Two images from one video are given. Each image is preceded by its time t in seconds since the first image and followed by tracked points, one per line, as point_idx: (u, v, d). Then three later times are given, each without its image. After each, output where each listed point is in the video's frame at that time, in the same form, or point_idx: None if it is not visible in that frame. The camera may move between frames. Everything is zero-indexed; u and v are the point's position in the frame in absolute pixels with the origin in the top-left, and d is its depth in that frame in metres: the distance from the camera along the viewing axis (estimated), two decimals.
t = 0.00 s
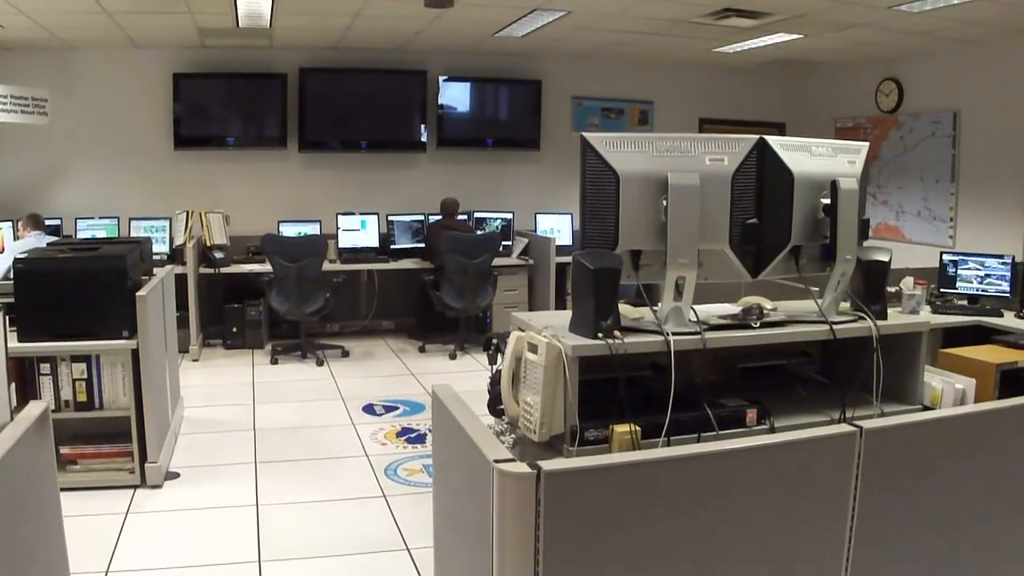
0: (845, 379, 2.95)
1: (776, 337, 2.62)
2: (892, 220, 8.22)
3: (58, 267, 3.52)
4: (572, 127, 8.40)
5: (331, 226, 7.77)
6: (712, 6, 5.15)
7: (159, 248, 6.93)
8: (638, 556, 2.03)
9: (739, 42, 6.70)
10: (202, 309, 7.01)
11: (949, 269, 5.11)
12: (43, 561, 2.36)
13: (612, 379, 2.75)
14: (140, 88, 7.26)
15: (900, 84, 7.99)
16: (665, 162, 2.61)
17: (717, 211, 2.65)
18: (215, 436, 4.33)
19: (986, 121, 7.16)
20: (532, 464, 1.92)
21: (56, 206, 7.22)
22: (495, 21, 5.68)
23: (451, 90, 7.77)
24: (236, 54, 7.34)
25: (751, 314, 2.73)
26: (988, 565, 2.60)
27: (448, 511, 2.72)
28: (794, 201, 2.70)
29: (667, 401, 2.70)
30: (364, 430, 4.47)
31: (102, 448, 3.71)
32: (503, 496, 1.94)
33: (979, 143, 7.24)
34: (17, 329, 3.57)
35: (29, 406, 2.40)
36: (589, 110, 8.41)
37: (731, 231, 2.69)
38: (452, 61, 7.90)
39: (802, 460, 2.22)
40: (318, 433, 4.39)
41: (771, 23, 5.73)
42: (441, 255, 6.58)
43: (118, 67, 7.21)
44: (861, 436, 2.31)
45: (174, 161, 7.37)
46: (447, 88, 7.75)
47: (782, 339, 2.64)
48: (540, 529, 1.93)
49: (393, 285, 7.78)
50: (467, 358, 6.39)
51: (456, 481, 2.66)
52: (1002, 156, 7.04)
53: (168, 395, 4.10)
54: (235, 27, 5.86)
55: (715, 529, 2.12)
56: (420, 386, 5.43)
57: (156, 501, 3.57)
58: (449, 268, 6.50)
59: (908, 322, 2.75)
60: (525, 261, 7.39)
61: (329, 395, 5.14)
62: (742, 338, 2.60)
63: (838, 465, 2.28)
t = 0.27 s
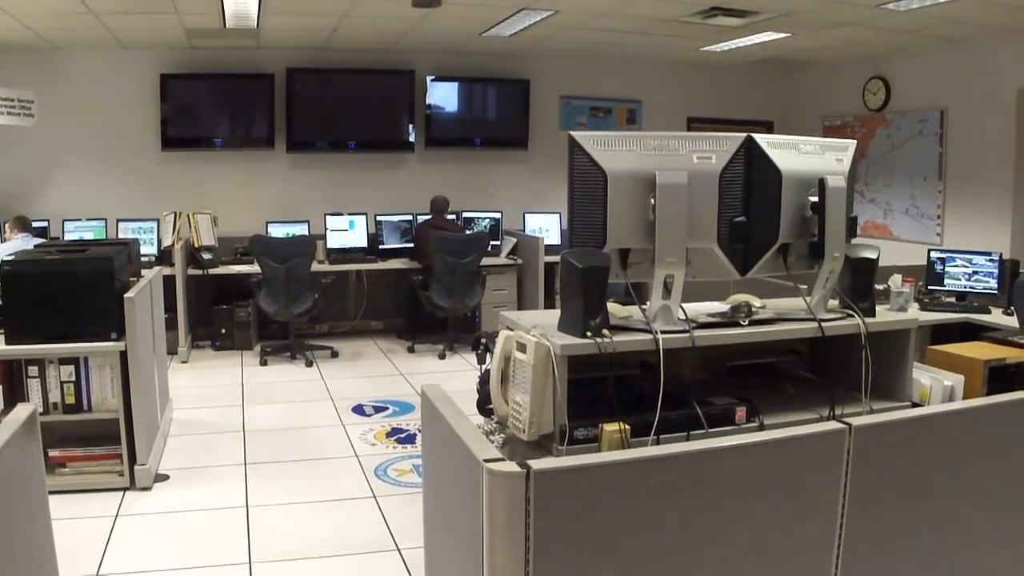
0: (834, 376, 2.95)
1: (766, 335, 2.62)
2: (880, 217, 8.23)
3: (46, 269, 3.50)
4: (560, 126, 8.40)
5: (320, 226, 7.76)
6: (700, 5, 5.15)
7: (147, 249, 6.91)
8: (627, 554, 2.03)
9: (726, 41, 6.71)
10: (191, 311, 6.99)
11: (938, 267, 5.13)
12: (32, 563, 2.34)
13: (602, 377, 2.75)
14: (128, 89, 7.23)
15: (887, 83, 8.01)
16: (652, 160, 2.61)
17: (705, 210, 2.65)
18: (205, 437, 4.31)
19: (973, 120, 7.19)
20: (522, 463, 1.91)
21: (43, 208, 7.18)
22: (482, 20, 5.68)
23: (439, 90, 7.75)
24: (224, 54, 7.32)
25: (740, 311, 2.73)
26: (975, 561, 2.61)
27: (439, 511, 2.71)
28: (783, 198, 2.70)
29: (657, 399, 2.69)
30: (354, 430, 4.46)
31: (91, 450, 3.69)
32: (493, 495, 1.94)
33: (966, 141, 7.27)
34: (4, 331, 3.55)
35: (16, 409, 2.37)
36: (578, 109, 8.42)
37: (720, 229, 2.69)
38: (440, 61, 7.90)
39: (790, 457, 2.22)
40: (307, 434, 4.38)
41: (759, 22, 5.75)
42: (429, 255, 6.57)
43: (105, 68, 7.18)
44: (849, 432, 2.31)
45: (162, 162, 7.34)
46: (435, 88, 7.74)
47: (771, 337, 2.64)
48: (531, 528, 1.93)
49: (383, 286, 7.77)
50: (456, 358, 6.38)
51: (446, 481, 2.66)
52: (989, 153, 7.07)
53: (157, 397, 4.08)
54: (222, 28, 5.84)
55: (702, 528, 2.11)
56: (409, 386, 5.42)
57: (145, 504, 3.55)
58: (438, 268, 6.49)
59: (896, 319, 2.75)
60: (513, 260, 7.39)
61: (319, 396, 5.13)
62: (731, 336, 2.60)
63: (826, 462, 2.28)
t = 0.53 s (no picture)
0: (825, 375, 2.95)
1: (757, 333, 2.62)
2: (872, 217, 8.25)
3: (37, 266, 3.49)
4: (553, 125, 8.40)
5: (312, 225, 7.75)
6: (692, 5, 5.16)
7: (138, 247, 6.89)
8: (618, 552, 2.02)
9: (718, 40, 6.71)
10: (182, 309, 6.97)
11: (929, 266, 5.14)
12: (19, 562, 2.33)
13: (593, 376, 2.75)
14: (119, 86, 7.21)
15: (880, 83, 8.03)
16: (644, 159, 2.60)
17: (696, 208, 2.65)
18: (195, 435, 4.30)
19: (964, 120, 7.20)
20: (512, 462, 1.91)
21: (34, 205, 7.15)
22: (473, 19, 5.67)
23: (431, 89, 7.77)
24: (216, 52, 7.30)
25: (731, 310, 2.73)
26: (964, 560, 2.60)
27: (429, 509, 2.71)
28: (774, 197, 2.70)
29: (648, 397, 2.69)
30: (345, 429, 4.45)
31: (81, 449, 3.69)
32: (483, 494, 1.94)
33: (957, 141, 7.29)
34: None
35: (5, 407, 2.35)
36: (570, 108, 8.42)
37: (711, 227, 2.69)
38: (433, 59, 7.89)
39: (779, 456, 2.22)
40: (298, 433, 4.37)
41: (752, 22, 5.75)
42: (420, 254, 6.56)
43: (96, 66, 7.16)
44: (840, 431, 2.31)
45: (154, 160, 7.32)
46: (428, 87, 7.74)
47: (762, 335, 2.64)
48: (522, 526, 1.92)
49: (376, 284, 7.76)
50: (448, 357, 6.38)
51: (437, 480, 2.66)
52: (981, 154, 7.08)
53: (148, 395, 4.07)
54: (214, 25, 5.83)
55: (689, 526, 2.11)
56: (400, 384, 5.41)
57: (135, 502, 3.54)
58: (429, 266, 6.48)
59: (887, 318, 2.75)
60: (505, 259, 7.39)
61: (310, 394, 5.11)
62: (723, 334, 2.60)
63: (815, 460, 2.28)
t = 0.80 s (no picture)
0: (816, 372, 2.95)
1: (748, 331, 2.61)
2: (862, 214, 8.26)
3: (27, 268, 3.48)
4: (542, 123, 8.40)
5: (304, 225, 7.74)
6: (683, 2, 5.15)
7: (129, 249, 6.87)
8: (609, 551, 2.02)
9: (707, 37, 6.72)
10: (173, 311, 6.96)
11: (920, 262, 5.15)
12: (9, 566, 2.32)
13: (584, 374, 2.75)
14: (109, 88, 7.19)
15: (870, 80, 8.04)
16: (633, 156, 2.60)
17: (686, 206, 2.64)
18: (187, 437, 4.29)
19: (955, 116, 7.21)
20: (504, 462, 1.90)
21: (24, 207, 7.13)
22: (463, 18, 5.67)
23: (422, 88, 7.74)
24: (206, 53, 7.29)
25: (721, 308, 2.73)
26: (954, 556, 2.60)
27: (423, 510, 2.71)
28: (765, 194, 2.70)
29: (639, 396, 2.69)
30: (338, 429, 4.44)
31: (73, 452, 3.67)
32: (475, 495, 1.93)
33: (948, 138, 7.30)
34: None
35: None
36: (560, 106, 8.42)
37: (701, 225, 2.68)
38: (424, 59, 7.89)
39: (769, 454, 2.21)
40: (291, 434, 4.36)
41: (743, 19, 5.75)
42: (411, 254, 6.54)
43: (86, 67, 7.14)
44: (831, 428, 2.31)
45: (144, 161, 7.31)
46: (418, 86, 7.72)
47: (753, 333, 2.64)
48: (513, 526, 1.92)
49: (367, 284, 7.76)
50: (440, 356, 6.38)
51: (429, 480, 2.66)
52: (973, 150, 7.09)
53: (140, 397, 4.06)
54: (203, 26, 5.81)
55: (678, 526, 2.10)
56: (392, 384, 5.41)
57: (129, 504, 3.53)
58: (421, 266, 6.47)
59: (878, 315, 2.75)
60: (495, 258, 7.39)
61: (303, 395, 5.10)
62: (714, 332, 2.60)
63: (806, 457, 2.28)
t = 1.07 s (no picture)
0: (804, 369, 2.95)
1: (736, 328, 2.61)
2: (851, 212, 8.29)
3: (13, 266, 3.47)
4: (531, 120, 8.40)
5: (291, 222, 7.72)
6: None
7: (116, 246, 6.84)
8: (595, 548, 2.02)
9: (695, 35, 6.72)
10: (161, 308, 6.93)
11: (908, 259, 5.15)
12: None
13: (572, 371, 2.75)
14: (97, 85, 7.17)
15: (858, 77, 8.05)
16: (621, 153, 2.59)
17: (673, 203, 2.64)
18: (174, 435, 4.28)
19: (943, 114, 7.23)
20: (491, 459, 1.90)
21: (12, 205, 7.10)
22: (451, 15, 5.65)
23: (411, 85, 7.72)
24: (194, 50, 7.27)
25: (709, 305, 2.73)
26: (939, 552, 2.60)
27: (410, 507, 2.71)
28: (752, 191, 2.69)
29: (626, 393, 2.68)
30: (326, 427, 4.43)
31: (59, 450, 3.66)
32: (462, 492, 1.93)
33: (936, 135, 7.32)
34: None
35: None
36: (548, 104, 8.41)
37: (689, 222, 2.68)
38: (413, 56, 7.88)
39: (754, 450, 2.21)
40: (279, 431, 4.35)
41: (733, 17, 5.75)
42: (400, 251, 6.54)
43: (74, 64, 7.11)
44: (816, 424, 2.31)
45: (133, 159, 7.28)
46: (406, 83, 7.71)
47: (740, 330, 2.63)
48: (500, 522, 1.92)
49: (356, 282, 7.75)
50: (428, 354, 6.37)
51: (416, 477, 2.65)
52: (961, 148, 7.10)
53: (127, 395, 4.05)
54: (191, 22, 5.79)
55: (661, 523, 2.09)
56: (381, 381, 5.39)
57: (116, 503, 3.52)
58: (409, 263, 6.47)
59: (866, 312, 2.75)
60: (484, 255, 7.38)
61: (291, 392, 5.09)
62: (701, 329, 2.59)
63: (791, 454, 2.28)
